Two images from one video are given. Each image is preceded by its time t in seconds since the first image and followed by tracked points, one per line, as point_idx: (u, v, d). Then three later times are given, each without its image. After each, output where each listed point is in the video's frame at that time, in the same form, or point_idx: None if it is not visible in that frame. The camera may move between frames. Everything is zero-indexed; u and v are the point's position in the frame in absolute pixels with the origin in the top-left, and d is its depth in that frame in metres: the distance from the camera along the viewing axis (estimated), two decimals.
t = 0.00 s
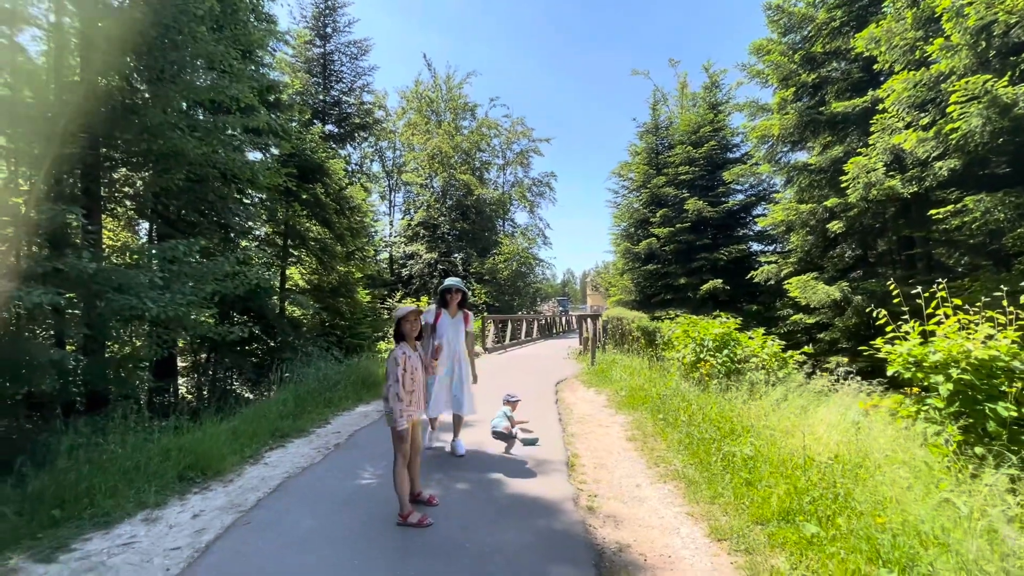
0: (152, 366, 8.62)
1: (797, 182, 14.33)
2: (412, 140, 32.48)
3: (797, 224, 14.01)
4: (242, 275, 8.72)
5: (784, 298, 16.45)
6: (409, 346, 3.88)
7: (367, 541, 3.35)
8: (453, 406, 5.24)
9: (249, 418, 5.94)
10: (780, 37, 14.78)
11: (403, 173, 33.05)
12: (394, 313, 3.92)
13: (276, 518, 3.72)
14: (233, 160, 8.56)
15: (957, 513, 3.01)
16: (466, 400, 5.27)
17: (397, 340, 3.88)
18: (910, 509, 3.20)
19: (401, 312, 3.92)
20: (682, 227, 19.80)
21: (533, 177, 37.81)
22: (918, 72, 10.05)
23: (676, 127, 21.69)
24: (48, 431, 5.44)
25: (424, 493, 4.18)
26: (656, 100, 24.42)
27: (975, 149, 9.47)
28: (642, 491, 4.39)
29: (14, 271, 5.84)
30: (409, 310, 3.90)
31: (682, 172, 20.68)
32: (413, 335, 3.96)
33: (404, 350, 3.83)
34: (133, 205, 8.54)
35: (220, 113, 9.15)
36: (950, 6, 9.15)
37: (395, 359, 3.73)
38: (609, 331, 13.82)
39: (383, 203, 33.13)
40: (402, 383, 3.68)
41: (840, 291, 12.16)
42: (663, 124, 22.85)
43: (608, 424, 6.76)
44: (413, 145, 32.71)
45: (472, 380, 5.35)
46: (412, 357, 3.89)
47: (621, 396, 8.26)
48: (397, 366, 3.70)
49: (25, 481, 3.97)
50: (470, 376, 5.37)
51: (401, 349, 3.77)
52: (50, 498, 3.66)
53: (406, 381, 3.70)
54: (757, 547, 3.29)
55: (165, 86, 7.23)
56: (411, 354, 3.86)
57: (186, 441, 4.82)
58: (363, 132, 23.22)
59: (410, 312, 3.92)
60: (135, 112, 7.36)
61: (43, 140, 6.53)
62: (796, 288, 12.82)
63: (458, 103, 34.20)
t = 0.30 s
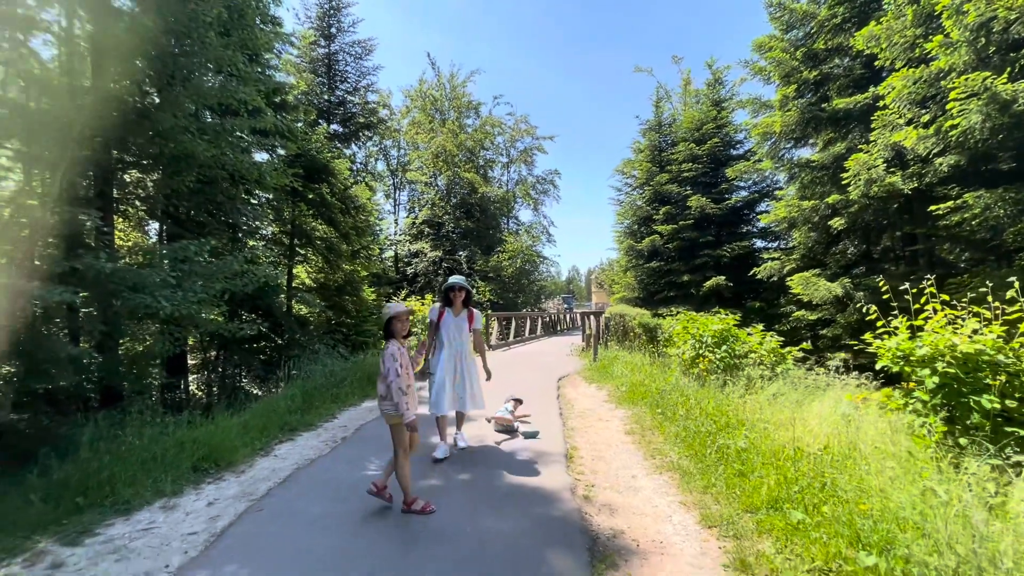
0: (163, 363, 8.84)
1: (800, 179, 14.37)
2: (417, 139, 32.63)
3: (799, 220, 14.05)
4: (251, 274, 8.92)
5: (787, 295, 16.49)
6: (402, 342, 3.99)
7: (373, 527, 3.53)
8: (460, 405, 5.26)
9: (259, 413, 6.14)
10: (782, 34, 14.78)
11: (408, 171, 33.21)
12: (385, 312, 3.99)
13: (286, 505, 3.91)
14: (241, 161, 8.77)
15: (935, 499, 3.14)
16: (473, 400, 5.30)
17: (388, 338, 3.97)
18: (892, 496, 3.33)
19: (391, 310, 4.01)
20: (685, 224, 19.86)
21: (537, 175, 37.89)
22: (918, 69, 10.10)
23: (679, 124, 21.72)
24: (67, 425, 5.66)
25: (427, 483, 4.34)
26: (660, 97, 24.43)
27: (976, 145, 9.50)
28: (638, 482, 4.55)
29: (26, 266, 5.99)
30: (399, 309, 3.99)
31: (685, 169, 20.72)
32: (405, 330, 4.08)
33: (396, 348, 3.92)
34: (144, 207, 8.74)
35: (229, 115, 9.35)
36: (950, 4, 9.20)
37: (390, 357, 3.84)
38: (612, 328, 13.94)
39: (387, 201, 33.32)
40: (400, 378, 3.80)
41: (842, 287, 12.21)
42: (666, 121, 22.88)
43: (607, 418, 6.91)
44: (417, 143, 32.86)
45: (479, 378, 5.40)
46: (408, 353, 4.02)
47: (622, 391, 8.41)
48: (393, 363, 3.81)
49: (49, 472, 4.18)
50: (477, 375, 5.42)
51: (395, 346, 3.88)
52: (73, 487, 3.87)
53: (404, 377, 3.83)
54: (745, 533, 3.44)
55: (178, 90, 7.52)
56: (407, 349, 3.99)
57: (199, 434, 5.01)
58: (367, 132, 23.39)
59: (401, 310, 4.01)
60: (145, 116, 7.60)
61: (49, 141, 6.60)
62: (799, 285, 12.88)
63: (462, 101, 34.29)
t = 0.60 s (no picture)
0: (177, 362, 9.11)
1: (801, 176, 14.46)
2: (421, 139, 32.84)
3: (801, 217, 14.12)
4: (260, 274, 9.16)
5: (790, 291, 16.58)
6: (388, 343, 4.01)
7: (381, 513, 3.74)
8: (458, 402, 5.36)
9: (271, 408, 6.38)
10: (783, 31, 14.84)
11: (412, 171, 33.41)
12: (367, 313, 3.95)
13: (299, 494, 4.13)
14: (249, 164, 9.02)
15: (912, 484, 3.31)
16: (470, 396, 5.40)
17: (373, 339, 3.98)
18: (873, 482, 3.50)
19: (376, 312, 3.97)
20: (687, 221, 19.96)
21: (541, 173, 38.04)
22: (916, 67, 10.18)
23: (682, 122, 21.80)
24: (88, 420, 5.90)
25: (432, 474, 4.56)
26: (662, 95, 24.50)
27: (974, 142, 9.56)
28: (635, 472, 4.74)
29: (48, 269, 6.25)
30: (385, 310, 3.97)
31: (687, 167, 20.81)
32: (390, 331, 4.09)
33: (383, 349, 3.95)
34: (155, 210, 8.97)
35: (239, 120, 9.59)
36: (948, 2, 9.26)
37: (377, 358, 3.88)
38: (615, 326, 14.10)
39: (392, 201, 33.55)
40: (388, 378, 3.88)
41: (843, 283, 12.30)
42: (669, 119, 22.97)
43: (608, 413, 7.11)
44: (421, 143, 33.06)
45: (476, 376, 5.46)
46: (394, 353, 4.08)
47: (622, 387, 8.60)
48: (381, 364, 3.87)
49: (76, 463, 4.42)
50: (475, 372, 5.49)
51: (381, 348, 3.89)
52: (100, 477, 4.11)
53: (390, 377, 3.90)
54: (734, 518, 3.61)
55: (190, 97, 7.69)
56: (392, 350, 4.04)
57: (215, 428, 5.25)
58: (372, 132, 23.61)
59: (387, 311, 4.00)
60: (161, 124, 7.81)
61: (64, 147, 6.91)
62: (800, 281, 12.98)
63: (466, 100, 34.45)
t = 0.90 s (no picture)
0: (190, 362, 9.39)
1: (804, 174, 14.49)
2: (426, 139, 33.03)
3: (804, 214, 14.10)
4: (269, 276, 9.40)
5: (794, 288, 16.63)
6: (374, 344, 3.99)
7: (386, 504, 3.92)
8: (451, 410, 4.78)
9: (281, 406, 6.60)
10: (785, 28, 14.81)
11: (417, 171, 33.62)
12: (354, 313, 3.84)
13: (309, 487, 4.32)
14: (259, 168, 9.24)
15: (893, 475, 3.44)
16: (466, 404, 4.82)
17: (359, 339, 3.89)
18: (858, 474, 3.64)
19: (362, 312, 3.88)
20: (691, 219, 20.00)
21: (545, 172, 38.16)
22: (917, 63, 10.18)
23: (685, 120, 21.81)
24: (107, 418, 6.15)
25: (436, 467, 4.74)
26: (665, 92, 24.52)
27: (975, 139, 9.59)
28: (633, 466, 4.90)
29: (68, 272, 6.52)
30: (371, 311, 3.91)
31: (690, 164, 20.85)
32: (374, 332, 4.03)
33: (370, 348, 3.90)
34: (167, 214, 9.21)
35: (248, 126, 9.86)
36: None
37: (367, 358, 3.85)
38: (618, 324, 14.23)
39: (398, 201, 33.82)
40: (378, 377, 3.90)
41: (845, 280, 12.35)
42: (673, 116, 22.99)
43: (609, 409, 7.26)
44: (426, 143, 33.25)
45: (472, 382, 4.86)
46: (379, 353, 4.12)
47: (624, 384, 8.74)
48: (371, 364, 3.85)
49: (97, 458, 4.65)
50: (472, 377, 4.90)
51: (370, 348, 3.85)
52: (120, 470, 4.34)
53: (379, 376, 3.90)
54: (725, 509, 3.76)
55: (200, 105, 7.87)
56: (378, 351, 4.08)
57: (228, 425, 5.47)
58: (377, 133, 23.83)
59: (372, 312, 3.93)
60: (173, 132, 8.05)
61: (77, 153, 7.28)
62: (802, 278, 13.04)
63: (470, 100, 34.62)
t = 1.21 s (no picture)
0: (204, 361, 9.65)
1: (810, 170, 14.45)
2: (433, 138, 33.24)
3: (811, 211, 13.98)
4: (280, 277, 9.64)
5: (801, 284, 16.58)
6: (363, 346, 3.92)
7: (393, 496, 4.06)
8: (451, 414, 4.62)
9: (292, 403, 6.79)
10: (791, 24, 14.74)
11: (425, 170, 33.82)
12: (345, 316, 3.79)
13: (318, 480, 4.48)
14: (269, 170, 9.40)
15: (883, 467, 3.54)
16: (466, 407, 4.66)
17: (348, 342, 3.81)
18: (849, 466, 3.73)
19: (351, 313, 3.84)
20: (698, 216, 19.97)
21: (552, 170, 38.22)
22: (922, 58, 10.13)
23: (692, 117, 21.78)
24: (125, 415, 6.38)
25: (442, 461, 4.89)
26: (672, 89, 24.46)
27: (980, 134, 9.56)
28: (633, 460, 5.01)
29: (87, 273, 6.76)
30: (360, 312, 3.87)
31: (697, 162, 20.80)
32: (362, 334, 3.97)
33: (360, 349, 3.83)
34: (180, 217, 9.47)
35: (259, 129, 10.08)
36: None
37: (358, 360, 3.78)
38: (624, 321, 14.30)
39: (406, 201, 34.08)
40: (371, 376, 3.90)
41: (853, 276, 12.22)
42: (679, 113, 22.96)
43: (612, 405, 7.39)
44: (433, 142, 33.46)
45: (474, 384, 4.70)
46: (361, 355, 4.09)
47: (628, 381, 8.84)
48: (367, 365, 3.80)
49: (118, 452, 4.87)
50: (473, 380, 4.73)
51: (362, 349, 3.79)
52: (141, 463, 4.55)
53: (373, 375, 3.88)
54: (720, 501, 3.88)
55: (213, 112, 8.08)
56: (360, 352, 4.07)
57: (242, 421, 5.66)
58: (384, 134, 24.05)
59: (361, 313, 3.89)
60: (186, 138, 8.28)
61: (94, 159, 7.64)
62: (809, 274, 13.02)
63: (477, 99, 34.78)
